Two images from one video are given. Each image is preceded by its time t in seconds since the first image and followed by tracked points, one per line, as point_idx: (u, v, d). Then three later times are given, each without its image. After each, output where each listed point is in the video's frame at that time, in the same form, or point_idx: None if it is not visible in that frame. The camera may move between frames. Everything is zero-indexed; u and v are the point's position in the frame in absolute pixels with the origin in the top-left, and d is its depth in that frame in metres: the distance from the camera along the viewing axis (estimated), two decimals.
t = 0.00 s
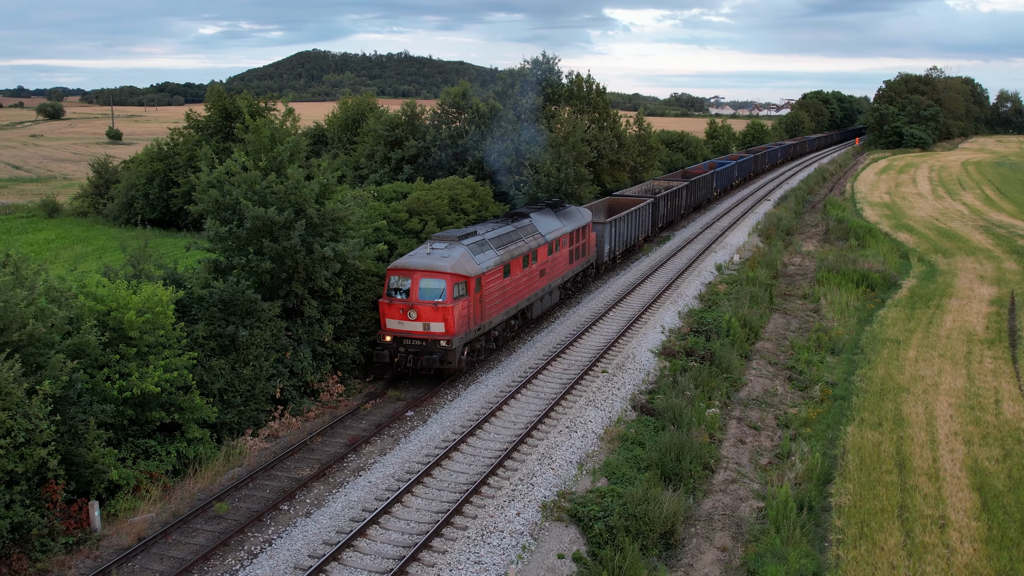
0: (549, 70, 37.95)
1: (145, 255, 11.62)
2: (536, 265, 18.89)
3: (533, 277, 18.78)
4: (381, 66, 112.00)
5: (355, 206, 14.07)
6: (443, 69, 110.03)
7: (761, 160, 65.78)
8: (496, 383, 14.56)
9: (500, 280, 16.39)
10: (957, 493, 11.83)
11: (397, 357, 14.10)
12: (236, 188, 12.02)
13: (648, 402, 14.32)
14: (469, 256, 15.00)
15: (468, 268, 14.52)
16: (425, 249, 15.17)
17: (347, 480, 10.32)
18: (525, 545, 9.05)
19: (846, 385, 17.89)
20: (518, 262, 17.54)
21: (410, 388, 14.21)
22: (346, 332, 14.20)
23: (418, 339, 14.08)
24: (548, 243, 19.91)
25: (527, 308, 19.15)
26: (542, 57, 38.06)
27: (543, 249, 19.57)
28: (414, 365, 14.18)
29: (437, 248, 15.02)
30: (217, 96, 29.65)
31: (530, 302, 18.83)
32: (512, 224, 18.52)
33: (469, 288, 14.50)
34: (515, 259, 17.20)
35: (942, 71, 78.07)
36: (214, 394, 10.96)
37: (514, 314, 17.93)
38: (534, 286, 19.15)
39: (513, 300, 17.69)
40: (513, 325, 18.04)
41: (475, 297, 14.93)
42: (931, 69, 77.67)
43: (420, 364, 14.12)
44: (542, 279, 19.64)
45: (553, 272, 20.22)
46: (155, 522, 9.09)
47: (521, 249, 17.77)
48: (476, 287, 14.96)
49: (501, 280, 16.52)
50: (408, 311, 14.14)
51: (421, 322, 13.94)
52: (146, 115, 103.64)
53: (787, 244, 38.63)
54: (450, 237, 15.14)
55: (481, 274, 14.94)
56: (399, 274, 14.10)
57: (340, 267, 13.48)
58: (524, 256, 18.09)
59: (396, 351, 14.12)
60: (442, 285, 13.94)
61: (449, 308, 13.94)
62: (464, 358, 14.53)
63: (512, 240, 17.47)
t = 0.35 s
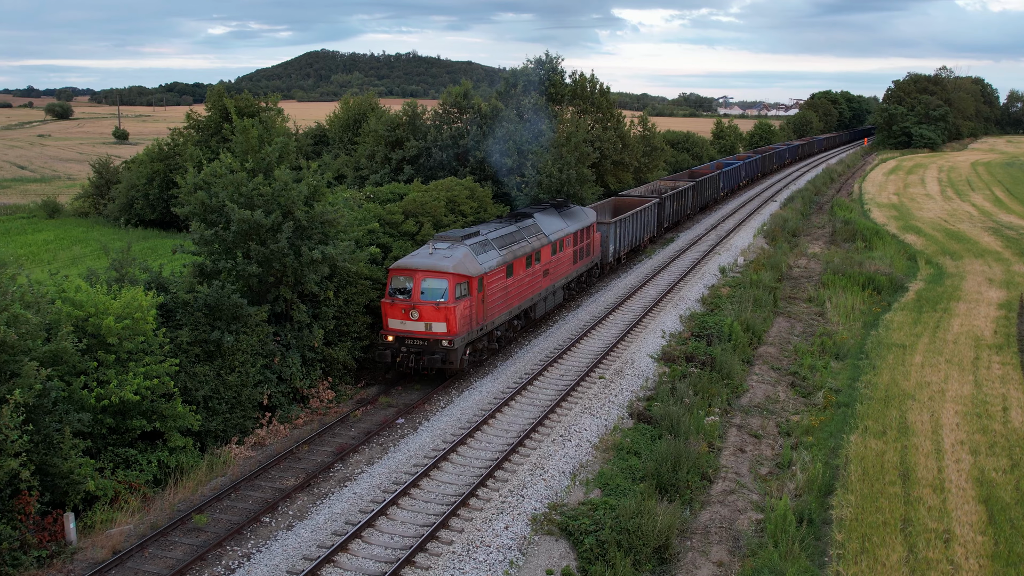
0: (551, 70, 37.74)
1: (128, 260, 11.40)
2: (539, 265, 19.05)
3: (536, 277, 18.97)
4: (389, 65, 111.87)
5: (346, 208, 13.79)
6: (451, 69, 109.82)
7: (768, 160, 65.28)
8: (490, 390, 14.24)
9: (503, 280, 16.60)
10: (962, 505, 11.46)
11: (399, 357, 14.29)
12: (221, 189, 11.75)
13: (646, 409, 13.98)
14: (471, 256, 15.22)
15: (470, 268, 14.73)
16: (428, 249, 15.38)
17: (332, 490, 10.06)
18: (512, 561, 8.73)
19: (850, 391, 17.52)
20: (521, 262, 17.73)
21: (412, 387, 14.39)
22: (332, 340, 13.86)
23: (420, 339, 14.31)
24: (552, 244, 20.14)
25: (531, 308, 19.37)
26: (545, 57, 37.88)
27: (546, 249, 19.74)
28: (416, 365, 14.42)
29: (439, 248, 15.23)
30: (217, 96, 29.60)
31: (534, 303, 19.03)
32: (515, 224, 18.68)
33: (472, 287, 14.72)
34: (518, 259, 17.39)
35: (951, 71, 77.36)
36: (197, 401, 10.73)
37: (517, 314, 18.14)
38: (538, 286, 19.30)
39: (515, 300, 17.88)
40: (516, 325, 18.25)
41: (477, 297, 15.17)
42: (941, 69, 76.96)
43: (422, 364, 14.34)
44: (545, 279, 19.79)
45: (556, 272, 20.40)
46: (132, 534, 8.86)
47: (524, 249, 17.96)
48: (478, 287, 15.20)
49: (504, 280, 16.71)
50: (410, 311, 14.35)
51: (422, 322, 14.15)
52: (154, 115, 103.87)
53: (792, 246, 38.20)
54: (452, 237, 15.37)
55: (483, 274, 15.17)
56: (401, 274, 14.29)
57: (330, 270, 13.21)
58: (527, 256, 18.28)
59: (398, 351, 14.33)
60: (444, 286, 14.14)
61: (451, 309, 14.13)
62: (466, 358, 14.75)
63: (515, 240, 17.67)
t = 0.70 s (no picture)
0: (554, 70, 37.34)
1: (111, 263, 11.16)
2: (543, 265, 19.11)
3: (540, 277, 19.03)
4: (397, 65, 111.74)
5: (336, 210, 13.53)
6: (458, 69, 109.61)
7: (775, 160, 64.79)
8: (483, 396, 13.94)
9: (506, 281, 16.64)
10: (968, 518, 11.10)
11: (401, 357, 14.39)
12: (206, 191, 11.50)
13: (643, 417, 13.65)
14: (474, 256, 15.30)
15: (472, 269, 14.80)
16: (431, 249, 15.47)
17: (316, 502, 9.79)
18: None
19: (854, 398, 17.16)
20: (525, 262, 17.77)
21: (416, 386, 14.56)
22: (318, 347, 13.53)
23: (422, 339, 14.41)
24: (556, 244, 20.27)
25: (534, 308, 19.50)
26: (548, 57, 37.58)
27: (550, 249, 19.80)
28: (418, 365, 14.50)
29: (442, 248, 15.33)
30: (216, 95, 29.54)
31: (538, 302, 19.13)
32: (518, 223, 18.75)
33: (474, 288, 14.77)
34: (522, 259, 17.44)
35: (961, 71, 76.63)
36: (180, 409, 10.50)
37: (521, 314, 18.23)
38: (542, 286, 19.37)
39: (519, 300, 17.96)
40: (520, 325, 18.32)
41: (479, 296, 15.27)
42: (951, 69, 76.24)
43: (424, 364, 14.42)
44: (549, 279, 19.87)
45: (560, 272, 20.48)
46: (108, 546, 8.63)
47: (528, 249, 18.04)
48: (481, 287, 15.27)
49: (508, 280, 16.76)
50: (412, 311, 14.45)
51: (425, 322, 14.22)
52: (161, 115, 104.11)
53: (798, 248, 37.79)
54: (454, 238, 15.43)
55: (485, 274, 15.24)
56: (403, 274, 14.41)
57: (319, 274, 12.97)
58: (530, 256, 18.34)
59: (401, 351, 14.42)
60: (446, 286, 14.20)
61: (453, 309, 14.18)
62: (468, 358, 14.85)
63: (519, 240, 17.73)
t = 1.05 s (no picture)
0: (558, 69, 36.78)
1: (93, 268, 10.93)
2: (547, 265, 19.10)
3: (544, 278, 19.05)
4: (405, 65, 111.61)
5: (325, 212, 13.29)
6: (465, 69, 109.42)
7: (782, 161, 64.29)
8: (476, 403, 13.66)
9: (509, 281, 16.61)
10: (973, 532, 10.74)
11: (404, 356, 14.43)
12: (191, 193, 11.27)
13: (639, 425, 13.33)
14: (477, 256, 15.32)
15: (475, 268, 14.85)
16: (434, 249, 15.50)
17: (299, 513, 9.54)
18: None
19: (857, 405, 16.80)
20: (528, 262, 17.77)
21: (417, 386, 14.55)
22: (308, 353, 13.27)
23: (424, 339, 14.42)
24: (561, 244, 20.34)
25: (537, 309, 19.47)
26: (551, 56, 37.31)
27: (553, 250, 19.80)
28: (421, 365, 14.51)
29: (445, 248, 15.37)
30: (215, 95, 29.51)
31: (541, 303, 19.11)
32: (522, 224, 18.76)
33: (477, 288, 14.83)
34: (525, 259, 17.43)
35: (971, 71, 75.87)
36: (162, 416, 10.27)
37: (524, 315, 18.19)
38: (545, 286, 19.42)
39: (522, 300, 17.92)
40: (524, 325, 18.33)
41: (482, 296, 15.31)
42: (960, 69, 75.52)
43: (426, 364, 14.41)
44: (552, 279, 19.91)
45: (564, 272, 20.48)
46: (83, 560, 8.40)
47: (531, 249, 18.06)
48: (484, 287, 15.32)
49: (511, 281, 16.74)
50: (415, 311, 14.50)
51: (427, 322, 14.28)
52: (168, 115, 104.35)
53: (804, 249, 37.37)
54: (457, 237, 15.47)
55: (488, 274, 15.30)
56: (406, 274, 14.47)
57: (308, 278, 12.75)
58: (533, 257, 18.33)
59: (403, 351, 14.44)
60: (448, 286, 14.26)
61: (455, 309, 14.25)
62: (470, 358, 14.87)
63: (522, 240, 17.74)
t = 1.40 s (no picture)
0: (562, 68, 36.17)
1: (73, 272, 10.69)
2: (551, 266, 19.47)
3: (547, 278, 19.35)
4: (414, 65, 111.34)
5: (315, 215, 13.05)
6: (473, 69, 109.10)
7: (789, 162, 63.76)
8: (469, 410, 13.37)
9: (512, 281, 16.90)
10: (979, 547, 10.37)
11: (407, 356, 14.79)
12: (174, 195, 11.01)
13: (636, 433, 13.01)
14: (480, 257, 15.64)
15: (477, 269, 15.15)
16: (437, 249, 15.83)
17: (281, 525, 9.29)
18: None
19: (861, 412, 16.44)
20: (532, 263, 18.09)
21: (421, 386, 14.79)
22: (297, 359, 13.02)
23: (427, 339, 14.79)
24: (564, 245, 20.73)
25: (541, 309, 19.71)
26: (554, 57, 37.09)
27: (557, 249, 20.06)
28: (423, 364, 14.90)
29: (448, 249, 15.69)
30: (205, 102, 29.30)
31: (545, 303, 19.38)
32: (526, 224, 19.02)
33: (479, 288, 15.13)
34: (528, 259, 17.69)
35: (981, 71, 75.05)
36: (143, 424, 10.05)
37: (528, 315, 18.43)
38: (549, 286, 19.73)
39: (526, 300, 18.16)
40: (526, 326, 18.58)
41: (485, 296, 15.61)
42: (970, 69, 74.72)
43: (429, 363, 14.81)
44: (557, 279, 20.21)
45: (568, 272, 20.78)
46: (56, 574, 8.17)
47: (534, 250, 18.33)
48: (486, 288, 15.61)
49: (514, 281, 17.00)
50: (418, 311, 14.86)
51: (430, 322, 14.64)
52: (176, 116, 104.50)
53: (810, 252, 36.95)
54: (461, 238, 15.78)
55: (492, 274, 15.60)
56: (409, 274, 14.77)
57: (297, 282, 12.52)
58: (537, 257, 18.58)
59: (406, 350, 14.85)
60: (451, 286, 14.60)
61: (458, 309, 14.65)
62: (473, 357, 15.22)
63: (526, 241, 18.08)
